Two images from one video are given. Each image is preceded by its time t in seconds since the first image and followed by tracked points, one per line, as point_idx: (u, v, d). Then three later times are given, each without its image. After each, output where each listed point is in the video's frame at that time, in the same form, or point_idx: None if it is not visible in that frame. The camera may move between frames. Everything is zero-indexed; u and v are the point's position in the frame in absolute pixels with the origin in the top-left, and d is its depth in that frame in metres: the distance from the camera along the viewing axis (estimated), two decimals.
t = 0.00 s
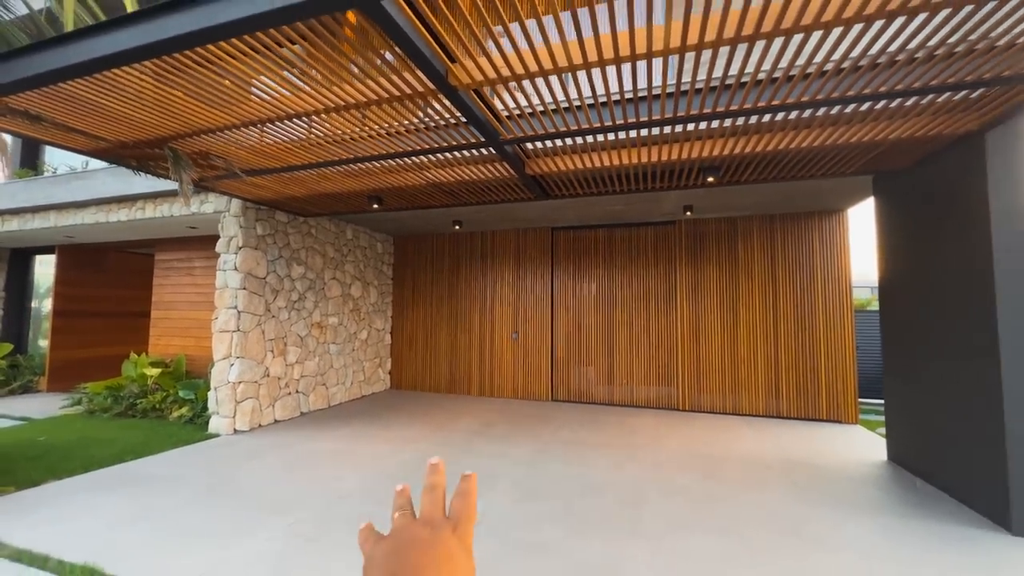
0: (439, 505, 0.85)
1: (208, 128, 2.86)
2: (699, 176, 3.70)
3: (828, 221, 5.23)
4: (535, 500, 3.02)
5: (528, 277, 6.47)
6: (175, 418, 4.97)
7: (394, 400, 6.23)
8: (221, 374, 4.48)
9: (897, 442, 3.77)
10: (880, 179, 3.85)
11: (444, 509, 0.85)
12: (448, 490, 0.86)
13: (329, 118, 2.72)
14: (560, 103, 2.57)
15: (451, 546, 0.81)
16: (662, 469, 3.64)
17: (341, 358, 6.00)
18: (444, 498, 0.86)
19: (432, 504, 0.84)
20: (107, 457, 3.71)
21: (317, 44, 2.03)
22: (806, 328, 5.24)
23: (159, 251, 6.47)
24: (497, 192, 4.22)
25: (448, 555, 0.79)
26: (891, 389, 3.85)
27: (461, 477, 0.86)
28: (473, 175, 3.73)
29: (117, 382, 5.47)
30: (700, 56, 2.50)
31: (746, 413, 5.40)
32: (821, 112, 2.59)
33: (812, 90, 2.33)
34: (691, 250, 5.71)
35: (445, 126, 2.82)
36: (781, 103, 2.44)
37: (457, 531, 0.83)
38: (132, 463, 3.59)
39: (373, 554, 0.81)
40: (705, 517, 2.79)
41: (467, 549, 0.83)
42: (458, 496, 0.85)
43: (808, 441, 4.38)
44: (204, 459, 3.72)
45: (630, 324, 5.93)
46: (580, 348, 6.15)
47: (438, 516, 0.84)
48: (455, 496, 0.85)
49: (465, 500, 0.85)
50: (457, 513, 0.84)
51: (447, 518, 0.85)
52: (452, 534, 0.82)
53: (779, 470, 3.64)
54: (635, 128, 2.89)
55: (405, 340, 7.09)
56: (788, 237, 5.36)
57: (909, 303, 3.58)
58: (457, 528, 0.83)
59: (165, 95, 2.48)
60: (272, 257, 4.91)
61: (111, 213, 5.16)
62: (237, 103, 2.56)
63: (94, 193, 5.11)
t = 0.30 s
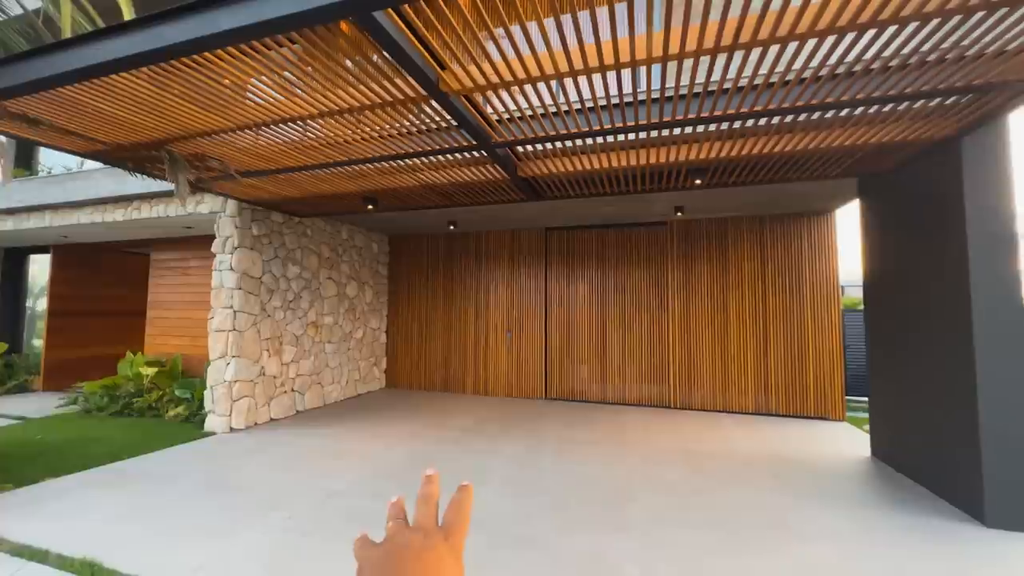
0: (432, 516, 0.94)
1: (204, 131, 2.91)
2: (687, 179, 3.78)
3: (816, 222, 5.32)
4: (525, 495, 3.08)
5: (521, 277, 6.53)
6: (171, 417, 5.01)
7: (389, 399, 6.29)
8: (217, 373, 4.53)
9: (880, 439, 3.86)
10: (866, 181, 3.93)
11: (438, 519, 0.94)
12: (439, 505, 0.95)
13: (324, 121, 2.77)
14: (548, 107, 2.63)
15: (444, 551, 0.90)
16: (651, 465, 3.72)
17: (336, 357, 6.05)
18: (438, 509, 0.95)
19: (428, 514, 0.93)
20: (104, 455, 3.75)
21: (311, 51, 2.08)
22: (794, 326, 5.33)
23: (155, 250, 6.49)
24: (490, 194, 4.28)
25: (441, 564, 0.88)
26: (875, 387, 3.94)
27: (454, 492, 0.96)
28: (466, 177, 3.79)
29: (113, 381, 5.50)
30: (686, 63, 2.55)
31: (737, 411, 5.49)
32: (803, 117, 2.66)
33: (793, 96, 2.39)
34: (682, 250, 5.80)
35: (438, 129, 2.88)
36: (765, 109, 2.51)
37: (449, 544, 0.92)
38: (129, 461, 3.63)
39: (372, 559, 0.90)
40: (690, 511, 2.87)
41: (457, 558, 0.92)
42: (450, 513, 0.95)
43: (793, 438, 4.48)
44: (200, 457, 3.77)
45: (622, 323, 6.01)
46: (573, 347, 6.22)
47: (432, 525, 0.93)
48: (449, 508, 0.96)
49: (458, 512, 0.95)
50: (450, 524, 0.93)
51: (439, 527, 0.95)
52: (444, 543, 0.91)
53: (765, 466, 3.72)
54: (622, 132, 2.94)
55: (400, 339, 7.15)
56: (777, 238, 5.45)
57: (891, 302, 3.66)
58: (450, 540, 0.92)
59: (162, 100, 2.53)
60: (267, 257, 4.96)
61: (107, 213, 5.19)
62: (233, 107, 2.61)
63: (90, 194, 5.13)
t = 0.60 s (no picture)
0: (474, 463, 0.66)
1: (197, 131, 2.91)
2: (678, 179, 3.82)
3: (807, 222, 5.38)
4: (518, 493, 3.11)
5: (516, 276, 6.56)
6: (164, 416, 5.01)
7: (384, 398, 6.30)
8: (210, 373, 4.53)
9: (868, 437, 3.92)
10: (854, 183, 3.98)
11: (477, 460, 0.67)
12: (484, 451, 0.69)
13: (317, 121, 2.78)
14: (540, 109, 2.66)
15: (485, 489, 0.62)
16: (643, 463, 3.76)
17: (331, 356, 6.05)
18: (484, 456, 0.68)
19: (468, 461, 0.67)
20: (97, 455, 3.75)
21: (303, 53, 2.10)
22: (786, 326, 5.39)
23: (148, 250, 6.46)
24: (484, 194, 4.30)
25: (474, 493, 0.60)
26: (863, 385, 4.00)
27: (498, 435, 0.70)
28: (460, 177, 3.80)
29: (106, 380, 5.49)
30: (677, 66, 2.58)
31: (728, 409, 5.55)
32: (791, 120, 2.70)
33: (781, 99, 2.42)
34: (675, 249, 5.85)
35: (431, 129, 2.89)
36: (753, 112, 2.54)
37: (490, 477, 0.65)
38: (121, 460, 3.63)
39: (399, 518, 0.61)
40: (681, 509, 2.90)
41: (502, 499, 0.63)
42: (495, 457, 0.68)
43: (783, 436, 4.54)
44: (194, 456, 3.78)
45: (616, 322, 6.05)
46: (568, 346, 6.26)
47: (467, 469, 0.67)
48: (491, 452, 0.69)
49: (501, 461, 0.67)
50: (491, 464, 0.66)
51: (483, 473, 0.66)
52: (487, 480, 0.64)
53: (755, 464, 3.77)
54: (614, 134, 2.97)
55: (394, 338, 7.15)
56: (769, 238, 5.51)
57: (879, 302, 3.72)
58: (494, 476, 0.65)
59: (155, 100, 2.53)
60: (261, 256, 4.95)
61: (99, 212, 5.16)
62: (226, 107, 2.62)
63: (82, 193, 5.11)
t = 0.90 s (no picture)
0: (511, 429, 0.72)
1: (176, 126, 2.84)
2: (665, 180, 3.84)
3: (792, 223, 5.46)
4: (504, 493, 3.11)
5: (504, 275, 6.55)
6: (144, 418, 4.90)
7: (371, 398, 6.24)
8: (191, 374, 4.43)
9: (849, 434, 3.99)
10: (836, 185, 4.05)
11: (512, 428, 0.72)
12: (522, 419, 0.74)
13: (301, 118, 2.73)
14: (526, 108, 2.65)
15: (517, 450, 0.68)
16: (630, 461, 3.78)
17: (316, 356, 5.97)
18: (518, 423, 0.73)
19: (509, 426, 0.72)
20: (72, 457, 3.65)
21: (287, 49, 2.06)
22: (770, 325, 5.46)
23: (127, 248, 6.31)
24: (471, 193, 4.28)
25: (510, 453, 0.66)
26: (844, 383, 4.07)
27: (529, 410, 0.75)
28: (447, 176, 3.78)
29: (82, 381, 5.35)
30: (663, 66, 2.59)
31: (714, 408, 5.61)
32: (774, 121, 2.73)
33: (765, 100, 2.45)
34: (662, 249, 5.89)
35: (417, 127, 2.86)
36: (737, 113, 2.56)
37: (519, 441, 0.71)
38: (98, 463, 3.54)
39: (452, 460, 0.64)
40: (667, 507, 2.92)
41: (531, 458, 0.69)
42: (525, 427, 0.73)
43: (766, 434, 4.60)
44: (174, 458, 3.70)
45: (604, 321, 6.08)
46: (555, 345, 6.27)
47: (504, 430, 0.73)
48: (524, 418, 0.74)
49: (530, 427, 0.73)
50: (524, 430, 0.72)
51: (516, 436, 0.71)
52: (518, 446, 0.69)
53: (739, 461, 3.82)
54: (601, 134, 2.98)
55: (381, 337, 7.09)
56: (754, 238, 5.58)
57: (859, 302, 3.79)
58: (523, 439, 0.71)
59: (132, 93, 2.47)
60: (244, 255, 4.87)
61: (75, 209, 5.03)
62: (206, 102, 2.56)
63: (57, 188, 4.97)
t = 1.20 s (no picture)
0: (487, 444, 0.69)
1: (154, 121, 2.77)
2: (651, 181, 3.87)
3: (774, 225, 5.55)
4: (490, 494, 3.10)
5: (491, 276, 6.52)
6: (119, 422, 4.76)
7: (356, 400, 6.16)
8: (169, 376, 4.32)
9: (829, 432, 4.06)
10: (817, 188, 4.12)
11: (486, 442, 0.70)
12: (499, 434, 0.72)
13: (284, 115, 2.69)
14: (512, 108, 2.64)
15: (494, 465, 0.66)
16: (615, 461, 3.80)
17: (299, 357, 5.87)
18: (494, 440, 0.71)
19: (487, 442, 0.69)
20: (42, 463, 3.52)
21: (269, 45, 2.02)
22: (753, 325, 5.54)
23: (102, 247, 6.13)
24: (456, 192, 4.26)
25: (486, 468, 0.64)
26: (824, 383, 4.15)
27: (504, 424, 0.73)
28: (433, 175, 3.75)
29: (54, 384, 5.18)
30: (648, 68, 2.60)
31: (699, 408, 5.67)
32: (757, 125, 2.77)
33: (748, 103, 2.48)
34: (647, 249, 5.94)
35: (402, 126, 2.83)
36: (721, 115, 2.59)
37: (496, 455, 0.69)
38: (69, 469, 3.43)
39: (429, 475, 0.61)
40: (651, 506, 2.93)
41: (505, 470, 0.68)
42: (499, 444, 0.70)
43: (749, 433, 4.67)
44: (150, 463, 3.60)
45: (591, 322, 6.09)
46: (542, 346, 6.26)
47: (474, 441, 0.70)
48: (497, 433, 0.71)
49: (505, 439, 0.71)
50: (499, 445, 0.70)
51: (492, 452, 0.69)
52: (494, 461, 0.67)
53: (722, 460, 3.86)
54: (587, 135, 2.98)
55: (366, 338, 7.01)
56: (737, 240, 5.66)
57: (839, 303, 3.86)
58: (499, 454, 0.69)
59: (107, 87, 2.39)
60: (225, 254, 4.76)
61: (47, 206, 4.86)
62: (185, 98, 2.50)
63: (28, 185, 4.80)
